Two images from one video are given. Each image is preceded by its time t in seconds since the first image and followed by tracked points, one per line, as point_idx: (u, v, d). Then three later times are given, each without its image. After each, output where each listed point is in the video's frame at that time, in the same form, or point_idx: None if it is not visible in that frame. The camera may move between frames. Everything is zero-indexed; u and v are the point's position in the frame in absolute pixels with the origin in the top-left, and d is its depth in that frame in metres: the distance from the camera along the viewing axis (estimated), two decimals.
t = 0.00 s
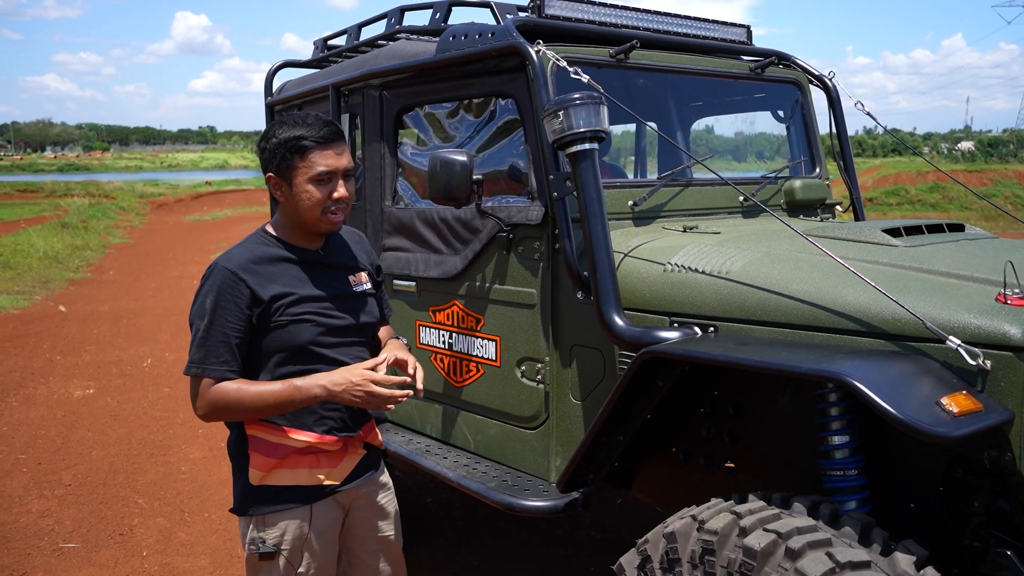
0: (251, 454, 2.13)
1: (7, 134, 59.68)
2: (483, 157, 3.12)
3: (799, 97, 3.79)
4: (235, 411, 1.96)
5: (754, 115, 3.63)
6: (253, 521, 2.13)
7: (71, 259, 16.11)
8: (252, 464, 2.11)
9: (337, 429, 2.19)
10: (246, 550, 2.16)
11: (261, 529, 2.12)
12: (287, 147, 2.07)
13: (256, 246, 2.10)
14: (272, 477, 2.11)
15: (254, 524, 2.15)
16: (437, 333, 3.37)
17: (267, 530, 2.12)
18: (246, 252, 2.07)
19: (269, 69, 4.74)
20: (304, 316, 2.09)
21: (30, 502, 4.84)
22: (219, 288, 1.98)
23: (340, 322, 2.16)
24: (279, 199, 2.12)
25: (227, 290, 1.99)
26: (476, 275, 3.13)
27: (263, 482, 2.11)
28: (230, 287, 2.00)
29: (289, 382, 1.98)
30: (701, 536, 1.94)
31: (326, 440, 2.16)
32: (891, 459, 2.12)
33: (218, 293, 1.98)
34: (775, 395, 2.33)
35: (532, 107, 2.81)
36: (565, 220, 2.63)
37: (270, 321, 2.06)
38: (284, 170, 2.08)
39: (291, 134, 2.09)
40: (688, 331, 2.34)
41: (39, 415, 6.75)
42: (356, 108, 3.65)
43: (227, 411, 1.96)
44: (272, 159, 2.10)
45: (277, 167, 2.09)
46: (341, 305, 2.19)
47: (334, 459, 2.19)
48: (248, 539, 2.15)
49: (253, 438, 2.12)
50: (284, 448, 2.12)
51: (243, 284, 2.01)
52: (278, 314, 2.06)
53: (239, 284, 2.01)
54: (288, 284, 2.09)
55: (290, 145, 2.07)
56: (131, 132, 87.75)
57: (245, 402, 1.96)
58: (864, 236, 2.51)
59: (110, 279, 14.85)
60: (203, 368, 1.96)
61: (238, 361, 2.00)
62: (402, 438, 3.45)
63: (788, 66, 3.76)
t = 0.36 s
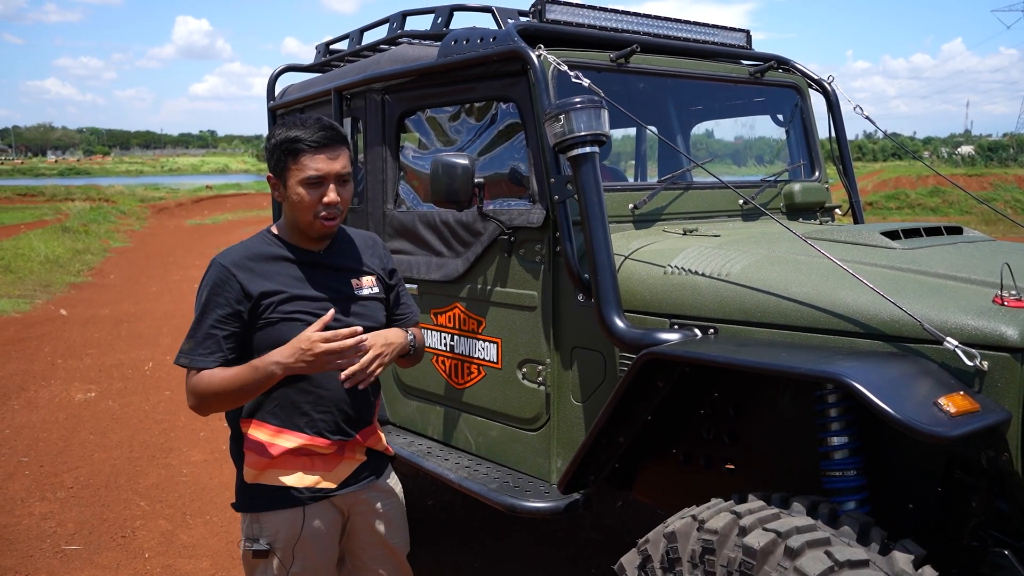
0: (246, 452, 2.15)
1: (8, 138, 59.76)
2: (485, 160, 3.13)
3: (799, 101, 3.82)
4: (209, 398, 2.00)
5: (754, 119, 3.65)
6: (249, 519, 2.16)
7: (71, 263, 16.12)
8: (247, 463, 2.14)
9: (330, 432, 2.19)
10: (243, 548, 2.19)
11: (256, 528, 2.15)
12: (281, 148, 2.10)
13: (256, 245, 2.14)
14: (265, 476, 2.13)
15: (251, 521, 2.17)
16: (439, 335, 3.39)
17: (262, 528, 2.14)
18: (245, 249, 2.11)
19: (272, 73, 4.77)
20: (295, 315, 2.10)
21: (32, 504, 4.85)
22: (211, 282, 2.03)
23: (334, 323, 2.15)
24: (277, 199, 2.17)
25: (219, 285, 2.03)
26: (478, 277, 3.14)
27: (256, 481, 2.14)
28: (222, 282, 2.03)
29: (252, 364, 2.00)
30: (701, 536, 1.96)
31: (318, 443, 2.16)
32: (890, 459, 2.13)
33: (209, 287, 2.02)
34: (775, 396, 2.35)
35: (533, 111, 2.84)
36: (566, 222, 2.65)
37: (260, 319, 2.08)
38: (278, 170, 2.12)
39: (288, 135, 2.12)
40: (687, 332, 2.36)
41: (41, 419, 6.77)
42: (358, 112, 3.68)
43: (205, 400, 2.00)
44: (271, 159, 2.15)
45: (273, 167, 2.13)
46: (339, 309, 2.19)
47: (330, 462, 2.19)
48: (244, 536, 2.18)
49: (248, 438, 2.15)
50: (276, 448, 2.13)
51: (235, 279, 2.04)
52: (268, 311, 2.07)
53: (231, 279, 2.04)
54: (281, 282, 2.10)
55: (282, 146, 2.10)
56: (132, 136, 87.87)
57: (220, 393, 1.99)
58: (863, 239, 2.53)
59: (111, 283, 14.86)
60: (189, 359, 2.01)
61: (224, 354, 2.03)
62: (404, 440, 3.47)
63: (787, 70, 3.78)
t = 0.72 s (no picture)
0: (255, 453, 2.17)
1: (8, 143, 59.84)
2: (488, 161, 3.16)
3: (800, 105, 3.85)
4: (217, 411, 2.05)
5: (756, 122, 3.68)
6: (258, 520, 2.18)
7: (72, 268, 16.14)
8: (255, 463, 2.17)
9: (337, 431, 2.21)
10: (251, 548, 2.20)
11: (265, 528, 2.17)
12: (300, 153, 2.11)
13: (263, 246, 2.16)
14: (273, 476, 2.16)
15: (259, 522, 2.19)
16: (443, 336, 3.41)
17: (270, 527, 2.16)
18: (251, 252, 2.13)
19: (276, 76, 4.80)
20: (300, 316, 2.12)
21: (35, 505, 4.87)
22: (217, 284, 2.05)
23: (340, 324, 2.17)
24: (291, 202, 2.17)
25: (225, 287, 2.05)
26: (481, 278, 3.17)
27: (264, 481, 2.16)
28: (228, 284, 2.06)
29: (265, 399, 2.04)
30: (705, 531, 1.98)
31: (327, 442, 2.19)
32: (892, 457, 2.15)
33: (215, 289, 2.05)
34: (776, 395, 2.37)
35: (536, 113, 2.86)
36: (569, 223, 2.67)
37: (266, 321, 2.10)
38: (296, 175, 2.12)
39: (307, 140, 2.12)
40: (690, 332, 2.38)
41: (43, 421, 6.78)
42: (362, 114, 3.71)
43: (211, 408, 2.04)
44: (286, 162, 2.14)
45: (290, 171, 2.13)
46: (346, 309, 2.21)
47: (338, 462, 2.21)
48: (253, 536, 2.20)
49: (257, 438, 2.16)
50: (284, 448, 2.15)
51: (240, 282, 2.07)
52: (273, 313, 2.10)
53: (236, 282, 2.07)
54: (287, 285, 2.13)
55: (303, 152, 2.10)
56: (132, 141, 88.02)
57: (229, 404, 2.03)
58: (864, 239, 2.55)
59: (111, 287, 14.88)
60: (194, 359, 2.04)
61: (229, 357, 2.06)
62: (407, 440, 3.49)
63: (788, 74, 3.81)
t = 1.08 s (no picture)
0: (275, 456, 2.16)
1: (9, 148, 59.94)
2: (495, 164, 3.19)
3: (802, 108, 3.88)
4: (256, 415, 2.02)
5: (759, 125, 3.72)
6: (278, 523, 2.18)
7: (74, 272, 16.17)
8: (276, 466, 2.15)
9: (358, 432, 2.22)
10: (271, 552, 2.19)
11: (286, 531, 2.17)
12: (321, 156, 2.12)
13: (281, 250, 2.16)
14: (296, 479, 2.15)
15: (279, 525, 2.19)
16: (449, 337, 3.44)
17: (292, 530, 2.16)
18: (271, 257, 2.13)
19: (281, 79, 4.83)
20: (325, 320, 2.14)
21: (41, 507, 4.89)
22: (242, 290, 2.04)
23: (360, 325, 2.20)
24: (309, 206, 2.17)
25: (251, 293, 2.05)
26: (488, 279, 3.19)
27: (286, 484, 2.15)
28: (253, 290, 2.05)
29: (313, 399, 2.04)
30: (712, 528, 2.00)
31: (349, 443, 2.19)
32: (895, 456, 2.17)
33: (240, 295, 2.04)
34: (781, 395, 2.39)
35: (542, 116, 2.89)
36: (576, 225, 2.70)
37: (292, 326, 2.11)
38: (317, 178, 2.13)
39: (328, 143, 2.13)
40: (696, 332, 2.41)
41: (47, 424, 6.80)
42: (368, 117, 3.74)
43: (247, 416, 2.02)
44: (305, 166, 2.14)
45: (310, 175, 2.14)
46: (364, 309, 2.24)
47: (357, 462, 2.23)
48: (272, 539, 2.19)
49: (278, 441, 2.15)
50: (308, 450, 2.15)
51: (266, 287, 2.07)
52: (299, 318, 2.11)
53: (261, 287, 2.07)
54: (309, 288, 2.14)
55: (325, 155, 2.12)
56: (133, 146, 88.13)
57: (267, 408, 2.02)
58: (867, 241, 2.58)
59: (113, 291, 14.91)
60: (218, 367, 2.02)
61: (255, 364, 2.06)
62: (413, 440, 3.51)
63: (791, 78, 3.85)
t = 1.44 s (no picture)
0: (288, 459, 2.19)
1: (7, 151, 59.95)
2: (498, 167, 3.23)
3: (801, 111, 3.93)
4: (266, 403, 2.04)
5: (758, 128, 3.76)
6: (289, 525, 2.20)
7: (73, 275, 16.17)
8: (289, 468, 2.18)
9: (370, 433, 2.26)
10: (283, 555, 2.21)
11: (298, 532, 2.19)
12: (315, 153, 2.19)
13: (294, 251, 2.20)
14: (309, 480, 2.18)
15: (290, 527, 2.21)
16: (452, 338, 3.47)
17: (304, 532, 2.19)
18: (285, 257, 2.16)
19: (284, 83, 4.87)
20: (339, 319, 2.17)
21: (45, 508, 4.91)
22: (257, 290, 2.08)
23: (374, 326, 2.23)
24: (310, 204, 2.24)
25: (267, 293, 2.08)
26: (491, 281, 3.23)
27: (300, 486, 2.18)
28: (269, 290, 2.09)
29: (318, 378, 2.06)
30: (714, 525, 2.04)
31: (360, 443, 2.23)
32: (893, 456, 2.21)
33: (255, 295, 2.07)
34: (782, 394, 2.42)
35: (545, 119, 2.93)
36: (579, 227, 2.73)
37: (306, 325, 2.14)
38: (313, 174, 2.20)
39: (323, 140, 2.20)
40: (697, 332, 2.44)
41: (49, 426, 6.82)
42: (371, 121, 3.77)
43: (260, 408, 2.04)
44: (303, 164, 2.22)
45: (307, 172, 2.21)
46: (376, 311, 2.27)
47: (368, 462, 2.26)
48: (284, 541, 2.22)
49: (291, 443, 2.19)
50: (321, 451, 2.19)
51: (281, 287, 2.10)
52: (314, 317, 2.14)
53: (277, 287, 2.10)
54: (323, 289, 2.17)
55: (318, 151, 2.18)
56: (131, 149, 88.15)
57: (277, 400, 2.04)
58: (866, 242, 2.62)
59: (113, 293, 14.92)
60: (232, 364, 2.06)
61: (269, 362, 2.09)
62: (416, 441, 3.54)
63: (790, 81, 3.89)
